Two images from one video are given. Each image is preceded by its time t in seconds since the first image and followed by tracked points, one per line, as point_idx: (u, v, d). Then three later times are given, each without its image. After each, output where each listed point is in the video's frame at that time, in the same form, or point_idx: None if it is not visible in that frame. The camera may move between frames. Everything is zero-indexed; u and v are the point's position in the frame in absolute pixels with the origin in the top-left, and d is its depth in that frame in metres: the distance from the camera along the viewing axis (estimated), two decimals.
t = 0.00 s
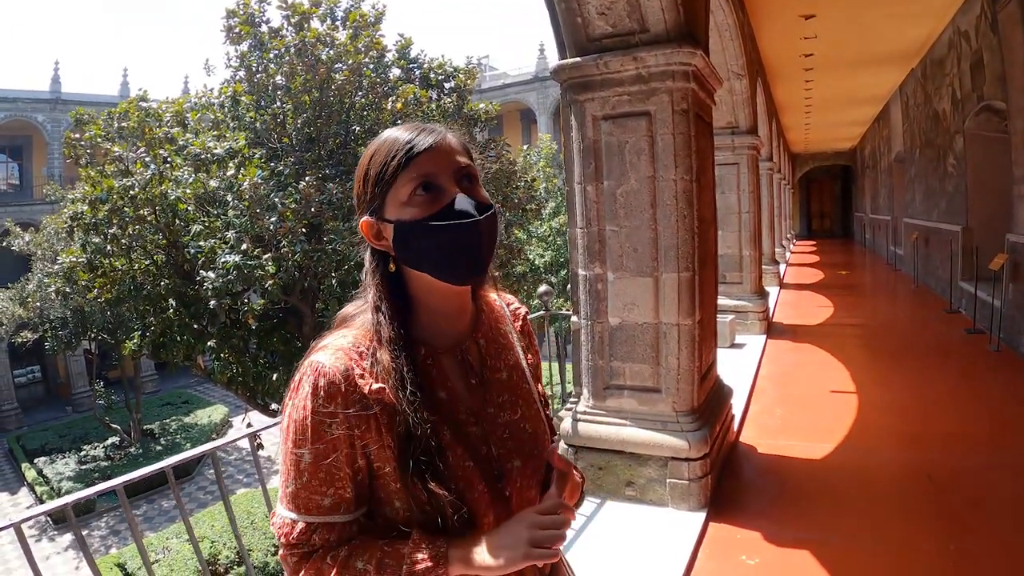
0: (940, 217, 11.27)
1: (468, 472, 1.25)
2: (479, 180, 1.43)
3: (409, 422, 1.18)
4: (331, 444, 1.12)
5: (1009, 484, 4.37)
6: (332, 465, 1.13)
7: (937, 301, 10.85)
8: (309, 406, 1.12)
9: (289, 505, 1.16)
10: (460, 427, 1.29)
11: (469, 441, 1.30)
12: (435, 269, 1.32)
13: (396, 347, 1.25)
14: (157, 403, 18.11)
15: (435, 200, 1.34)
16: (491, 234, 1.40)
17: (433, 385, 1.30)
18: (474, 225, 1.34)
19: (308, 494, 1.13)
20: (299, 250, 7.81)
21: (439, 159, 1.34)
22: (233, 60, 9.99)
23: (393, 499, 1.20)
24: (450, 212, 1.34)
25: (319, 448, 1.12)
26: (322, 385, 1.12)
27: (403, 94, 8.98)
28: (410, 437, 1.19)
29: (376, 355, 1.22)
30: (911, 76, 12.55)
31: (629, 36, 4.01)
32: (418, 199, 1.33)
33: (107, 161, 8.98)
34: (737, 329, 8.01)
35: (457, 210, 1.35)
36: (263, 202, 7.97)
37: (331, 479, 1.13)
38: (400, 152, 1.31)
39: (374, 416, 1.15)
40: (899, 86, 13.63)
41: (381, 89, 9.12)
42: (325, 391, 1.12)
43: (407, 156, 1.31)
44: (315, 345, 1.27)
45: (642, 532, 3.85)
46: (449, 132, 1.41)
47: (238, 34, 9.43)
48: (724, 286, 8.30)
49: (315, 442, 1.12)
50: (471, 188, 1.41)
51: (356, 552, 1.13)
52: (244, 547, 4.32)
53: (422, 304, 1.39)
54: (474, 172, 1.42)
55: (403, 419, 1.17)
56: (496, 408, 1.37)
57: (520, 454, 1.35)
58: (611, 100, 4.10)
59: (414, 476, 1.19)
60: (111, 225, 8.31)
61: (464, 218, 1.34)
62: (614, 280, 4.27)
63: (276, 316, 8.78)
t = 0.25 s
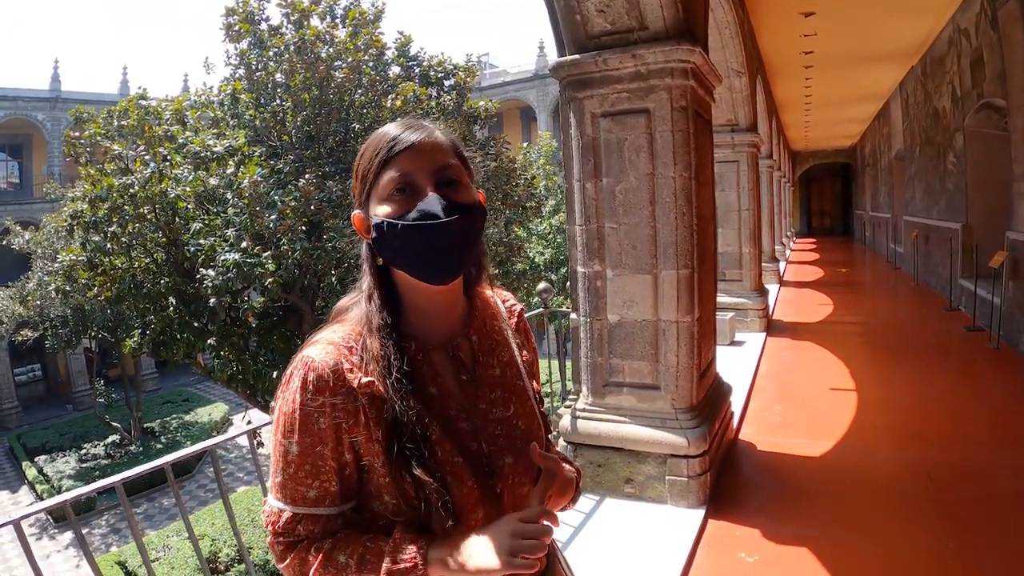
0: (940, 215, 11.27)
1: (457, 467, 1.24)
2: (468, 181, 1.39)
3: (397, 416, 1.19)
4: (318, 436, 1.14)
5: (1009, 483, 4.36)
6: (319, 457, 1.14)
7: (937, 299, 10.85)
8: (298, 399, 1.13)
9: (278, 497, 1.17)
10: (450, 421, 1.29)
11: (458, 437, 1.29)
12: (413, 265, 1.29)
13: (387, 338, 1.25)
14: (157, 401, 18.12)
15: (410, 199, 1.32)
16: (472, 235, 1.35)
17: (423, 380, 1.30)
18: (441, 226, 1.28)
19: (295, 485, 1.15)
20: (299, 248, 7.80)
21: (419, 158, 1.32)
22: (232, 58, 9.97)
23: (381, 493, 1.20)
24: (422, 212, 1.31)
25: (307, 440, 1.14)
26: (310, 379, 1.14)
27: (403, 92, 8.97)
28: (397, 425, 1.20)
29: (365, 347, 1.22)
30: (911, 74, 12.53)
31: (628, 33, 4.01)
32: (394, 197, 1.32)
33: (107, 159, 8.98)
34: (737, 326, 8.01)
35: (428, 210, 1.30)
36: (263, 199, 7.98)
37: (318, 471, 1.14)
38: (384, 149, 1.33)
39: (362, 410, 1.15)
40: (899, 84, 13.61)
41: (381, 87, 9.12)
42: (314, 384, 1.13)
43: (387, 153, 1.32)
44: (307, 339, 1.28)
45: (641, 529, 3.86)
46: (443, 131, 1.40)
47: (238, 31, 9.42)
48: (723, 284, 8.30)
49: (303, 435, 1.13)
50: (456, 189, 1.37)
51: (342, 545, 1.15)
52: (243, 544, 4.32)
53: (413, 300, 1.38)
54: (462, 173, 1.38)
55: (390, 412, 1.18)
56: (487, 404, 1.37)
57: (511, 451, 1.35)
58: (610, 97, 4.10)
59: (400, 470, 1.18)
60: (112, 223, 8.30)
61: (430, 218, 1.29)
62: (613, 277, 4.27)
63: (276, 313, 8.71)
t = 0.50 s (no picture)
0: (940, 213, 11.27)
1: (447, 464, 1.24)
2: (457, 180, 1.38)
3: (386, 411, 1.19)
4: (309, 430, 1.15)
5: (1009, 481, 4.36)
6: (310, 451, 1.15)
7: (937, 297, 10.85)
8: (290, 394, 1.15)
9: (271, 489, 1.19)
10: (442, 417, 1.28)
11: (451, 434, 1.28)
12: (399, 264, 1.30)
13: (379, 333, 1.26)
14: (157, 399, 18.13)
15: (397, 198, 1.33)
16: (460, 235, 1.34)
17: (416, 377, 1.29)
18: (423, 226, 1.28)
19: (287, 478, 1.16)
20: (298, 246, 7.81)
21: (407, 157, 1.32)
22: (232, 56, 9.96)
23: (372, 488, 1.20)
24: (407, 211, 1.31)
25: (298, 433, 1.15)
26: (303, 374, 1.15)
27: (403, 90, 8.96)
28: (387, 419, 1.20)
29: (357, 343, 1.23)
30: (911, 72, 12.52)
31: (627, 30, 4.01)
32: (382, 196, 1.33)
33: (107, 158, 8.98)
34: (737, 324, 8.02)
35: (412, 210, 1.30)
36: (262, 197, 7.98)
37: (308, 465, 1.15)
38: (372, 148, 1.33)
39: (352, 404, 1.16)
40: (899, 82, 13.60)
41: (380, 85, 9.13)
42: (305, 380, 1.15)
43: (375, 152, 1.32)
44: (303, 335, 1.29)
45: (640, 527, 3.86)
46: (435, 130, 1.39)
47: (237, 30, 9.42)
48: (723, 281, 8.30)
49: (295, 429, 1.15)
50: (443, 189, 1.36)
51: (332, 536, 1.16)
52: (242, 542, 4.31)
53: (406, 297, 1.37)
54: (451, 172, 1.37)
55: (380, 407, 1.18)
56: (481, 402, 1.35)
57: (505, 449, 1.33)
58: (609, 95, 4.10)
59: (389, 465, 1.18)
60: (111, 221, 8.30)
61: (413, 219, 1.29)
62: (612, 275, 4.27)
63: (276, 312, 8.78)
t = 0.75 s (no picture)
0: (940, 211, 11.27)
1: (440, 458, 1.25)
2: (455, 177, 1.38)
3: (380, 402, 1.20)
4: (301, 423, 1.15)
5: (1007, 479, 4.37)
6: (301, 444, 1.15)
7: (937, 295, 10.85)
8: (283, 387, 1.16)
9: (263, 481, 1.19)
10: (435, 413, 1.28)
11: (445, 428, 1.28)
12: (393, 260, 1.31)
13: (375, 327, 1.27)
14: (158, 398, 18.13)
15: (393, 197, 1.33)
16: (455, 235, 1.35)
17: (410, 372, 1.29)
18: (419, 228, 1.28)
19: (274, 469, 1.16)
20: (299, 244, 7.82)
21: (404, 154, 1.32)
22: (232, 54, 9.96)
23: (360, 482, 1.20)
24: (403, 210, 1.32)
25: (290, 425, 1.16)
26: (297, 368, 1.17)
27: (403, 88, 8.95)
28: (379, 411, 1.21)
29: (352, 335, 1.25)
30: (911, 69, 12.51)
31: (626, 28, 4.01)
32: (380, 193, 1.33)
33: (107, 156, 8.98)
34: (736, 322, 8.02)
35: (408, 210, 1.31)
36: (262, 196, 7.99)
37: (296, 458, 1.15)
38: (370, 142, 1.32)
39: (344, 396, 1.18)
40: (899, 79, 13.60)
41: (380, 83, 9.14)
42: (299, 373, 1.16)
43: (373, 147, 1.31)
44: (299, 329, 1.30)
45: (640, 524, 3.86)
46: (433, 124, 1.37)
47: (237, 28, 9.41)
48: (723, 279, 8.31)
49: (286, 420, 1.16)
50: (439, 186, 1.35)
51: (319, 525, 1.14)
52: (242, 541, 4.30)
53: (400, 291, 1.38)
54: (449, 170, 1.37)
55: (373, 399, 1.19)
56: (476, 398, 1.34)
57: (499, 445, 1.33)
58: (608, 92, 4.10)
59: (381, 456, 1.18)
60: (111, 220, 8.30)
61: (408, 220, 1.29)
62: (611, 272, 4.27)
63: (276, 310, 8.80)
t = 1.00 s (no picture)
0: (940, 208, 11.26)
1: (442, 453, 1.24)
2: (450, 179, 1.38)
3: (381, 398, 1.20)
4: (303, 419, 1.15)
5: (1006, 476, 4.38)
6: (303, 440, 1.15)
7: (937, 293, 10.86)
8: (285, 384, 1.16)
9: (266, 476, 1.18)
10: (437, 408, 1.28)
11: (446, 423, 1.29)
12: (391, 260, 1.31)
13: (375, 324, 1.27)
14: (158, 396, 18.15)
15: (389, 204, 1.33)
16: (450, 239, 1.36)
17: (410, 367, 1.29)
18: (414, 238, 1.29)
19: (280, 466, 1.16)
20: (299, 242, 7.83)
21: (398, 161, 1.30)
22: (231, 52, 9.96)
23: (364, 478, 1.20)
24: (399, 218, 1.32)
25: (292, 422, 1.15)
26: (298, 365, 1.16)
27: (402, 86, 8.94)
28: (381, 408, 1.20)
29: (353, 332, 1.24)
30: (911, 67, 12.50)
31: (625, 25, 4.01)
32: (375, 201, 1.33)
33: (107, 155, 8.98)
34: (736, 319, 8.03)
35: (403, 219, 1.32)
36: (262, 193, 7.99)
37: (301, 454, 1.15)
38: (363, 149, 1.30)
39: (347, 392, 1.17)
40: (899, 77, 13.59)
41: (380, 81, 9.15)
42: (301, 370, 1.15)
43: (367, 156, 1.30)
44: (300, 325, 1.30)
45: (640, 522, 3.86)
46: (427, 125, 1.35)
47: (236, 26, 9.41)
48: (722, 277, 8.31)
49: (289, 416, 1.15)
50: (434, 192, 1.36)
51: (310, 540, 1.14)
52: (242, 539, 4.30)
53: (400, 288, 1.38)
54: (444, 174, 1.36)
55: (375, 395, 1.20)
56: (476, 393, 1.35)
57: (500, 440, 1.33)
58: (607, 89, 4.09)
59: (383, 451, 1.18)
60: (111, 218, 8.30)
61: (404, 229, 1.30)
62: (611, 269, 4.27)
63: (276, 307, 8.82)
